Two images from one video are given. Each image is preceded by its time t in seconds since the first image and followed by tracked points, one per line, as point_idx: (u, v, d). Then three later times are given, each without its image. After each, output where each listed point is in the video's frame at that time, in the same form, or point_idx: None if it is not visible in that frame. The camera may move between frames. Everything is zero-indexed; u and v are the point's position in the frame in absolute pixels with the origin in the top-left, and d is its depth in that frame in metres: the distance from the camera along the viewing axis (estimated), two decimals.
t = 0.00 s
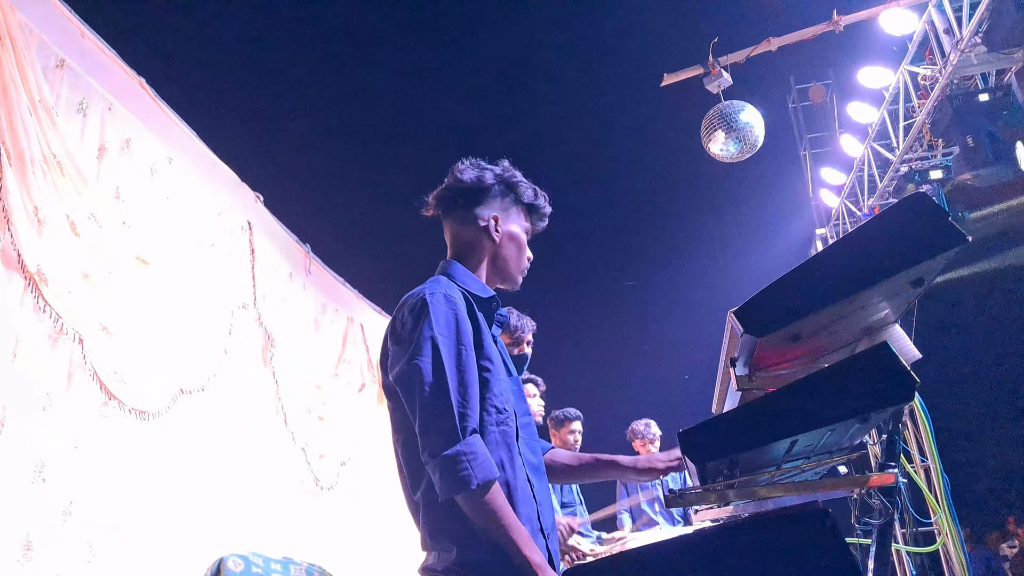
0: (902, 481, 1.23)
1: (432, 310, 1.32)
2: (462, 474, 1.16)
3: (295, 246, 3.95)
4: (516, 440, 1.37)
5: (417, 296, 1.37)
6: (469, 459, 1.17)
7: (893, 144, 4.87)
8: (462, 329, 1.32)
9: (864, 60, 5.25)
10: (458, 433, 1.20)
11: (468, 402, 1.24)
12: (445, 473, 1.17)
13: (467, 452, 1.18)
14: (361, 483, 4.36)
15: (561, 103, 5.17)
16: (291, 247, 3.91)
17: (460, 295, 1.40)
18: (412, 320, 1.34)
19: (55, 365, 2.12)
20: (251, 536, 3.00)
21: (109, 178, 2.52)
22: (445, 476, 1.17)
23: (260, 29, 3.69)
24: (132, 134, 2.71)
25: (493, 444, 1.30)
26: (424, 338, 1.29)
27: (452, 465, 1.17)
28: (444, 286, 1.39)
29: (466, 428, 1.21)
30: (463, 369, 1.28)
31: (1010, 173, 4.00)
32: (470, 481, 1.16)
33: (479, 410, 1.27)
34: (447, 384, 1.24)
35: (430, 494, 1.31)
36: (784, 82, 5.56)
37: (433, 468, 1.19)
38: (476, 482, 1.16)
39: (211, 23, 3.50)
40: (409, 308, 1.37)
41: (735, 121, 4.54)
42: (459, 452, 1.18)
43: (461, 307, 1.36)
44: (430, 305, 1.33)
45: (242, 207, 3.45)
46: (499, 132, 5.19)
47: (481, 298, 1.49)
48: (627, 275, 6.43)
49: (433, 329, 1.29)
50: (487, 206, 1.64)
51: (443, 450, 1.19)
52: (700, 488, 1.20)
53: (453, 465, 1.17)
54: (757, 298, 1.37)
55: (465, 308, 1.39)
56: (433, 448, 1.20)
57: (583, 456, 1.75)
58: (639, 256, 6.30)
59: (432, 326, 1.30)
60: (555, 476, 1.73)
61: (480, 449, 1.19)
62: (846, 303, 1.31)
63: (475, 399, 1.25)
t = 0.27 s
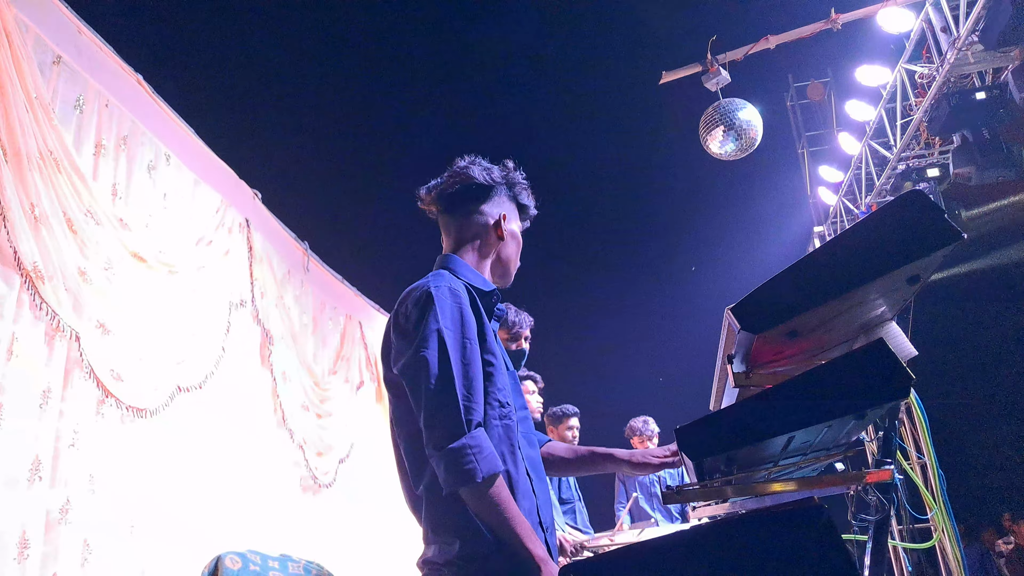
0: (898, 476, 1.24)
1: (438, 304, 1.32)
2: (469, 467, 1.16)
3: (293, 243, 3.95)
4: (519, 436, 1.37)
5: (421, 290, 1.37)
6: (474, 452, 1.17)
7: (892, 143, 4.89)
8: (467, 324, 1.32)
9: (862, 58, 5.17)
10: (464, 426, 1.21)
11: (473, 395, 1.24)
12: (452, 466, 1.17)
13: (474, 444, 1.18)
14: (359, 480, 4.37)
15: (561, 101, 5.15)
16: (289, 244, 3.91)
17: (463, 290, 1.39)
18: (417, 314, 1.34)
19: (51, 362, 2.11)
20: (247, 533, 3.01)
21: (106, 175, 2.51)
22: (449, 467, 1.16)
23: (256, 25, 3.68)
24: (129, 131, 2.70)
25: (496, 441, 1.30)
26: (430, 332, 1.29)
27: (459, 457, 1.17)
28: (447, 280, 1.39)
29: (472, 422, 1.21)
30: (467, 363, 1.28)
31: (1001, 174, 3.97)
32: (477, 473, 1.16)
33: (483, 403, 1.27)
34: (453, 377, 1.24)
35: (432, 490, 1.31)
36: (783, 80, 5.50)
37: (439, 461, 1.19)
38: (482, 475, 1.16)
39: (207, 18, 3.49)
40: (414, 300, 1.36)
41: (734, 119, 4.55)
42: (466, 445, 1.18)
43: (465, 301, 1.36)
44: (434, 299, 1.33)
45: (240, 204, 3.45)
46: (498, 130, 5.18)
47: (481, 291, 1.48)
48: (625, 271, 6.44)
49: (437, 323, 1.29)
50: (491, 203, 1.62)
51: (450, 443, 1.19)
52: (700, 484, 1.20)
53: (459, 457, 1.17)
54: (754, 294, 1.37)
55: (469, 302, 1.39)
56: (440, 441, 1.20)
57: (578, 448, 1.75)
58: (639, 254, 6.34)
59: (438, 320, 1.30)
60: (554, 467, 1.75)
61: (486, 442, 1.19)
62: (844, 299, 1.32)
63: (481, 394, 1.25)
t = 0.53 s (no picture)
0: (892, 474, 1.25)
1: (432, 300, 1.32)
2: (459, 464, 1.16)
3: (288, 239, 3.94)
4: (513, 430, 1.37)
5: (417, 286, 1.37)
6: (463, 447, 1.18)
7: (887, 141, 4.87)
8: (462, 321, 1.32)
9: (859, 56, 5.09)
10: (451, 421, 1.20)
11: (464, 391, 1.24)
12: (439, 464, 1.17)
13: (462, 439, 1.18)
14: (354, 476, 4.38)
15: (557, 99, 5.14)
16: (284, 240, 3.90)
17: (460, 288, 1.39)
18: (412, 309, 1.33)
19: (44, 359, 2.10)
20: (240, 529, 3.01)
21: (100, 170, 2.50)
22: (438, 463, 1.17)
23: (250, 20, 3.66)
24: (122, 126, 2.69)
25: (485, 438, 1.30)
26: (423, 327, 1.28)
27: (445, 454, 1.18)
28: (444, 277, 1.38)
29: (460, 417, 1.21)
30: (460, 359, 1.27)
31: (993, 176, 4.01)
32: (466, 469, 1.16)
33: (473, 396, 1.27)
34: (444, 373, 1.23)
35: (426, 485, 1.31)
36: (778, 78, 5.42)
37: (429, 460, 1.19)
38: (471, 471, 1.17)
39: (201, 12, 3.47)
40: (410, 297, 1.36)
41: (730, 117, 4.55)
42: (454, 441, 1.18)
43: (460, 298, 1.36)
44: (429, 296, 1.32)
45: (235, 200, 3.44)
46: (494, 126, 5.17)
47: (478, 288, 1.48)
48: (621, 269, 6.45)
49: (431, 317, 1.29)
50: (490, 199, 1.62)
51: (439, 439, 1.19)
52: (695, 479, 1.21)
53: (449, 454, 1.17)
54: (749, 291, 1.37)
55: (466, 299, 1.39)
56: (430, 437, 1.20)
57: (580, 438, 1.75)
58: (635, 252, 6.36)
59: (432, 317, 1.29)
60: (552, 458, 1.75)
61: (474, 436, 1.19)
62: (840, 297, 1.32)
63: (471, 389, 1.25)
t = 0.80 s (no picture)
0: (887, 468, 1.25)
1: (420, 296, 1.31)
2: (455, 448, 1.15)
3: (283, 234, 3.93)
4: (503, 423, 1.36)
5: (404, 282, 1.36)
6: (455, 431, 1.16)
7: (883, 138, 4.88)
8: (447, 313, 1.30)
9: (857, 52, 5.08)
10: (436, 415, 1.17)
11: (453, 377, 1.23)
12: (436, 451, 1.16)
13: (452, 426, 1.17)
14: (348, 470, 4.38)
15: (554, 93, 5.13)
16: (279, 234, 3.89)
17: (449, 285, 1.37)
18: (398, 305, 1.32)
19: (36, 352, 2.09)
20: (233, 522, 3.01)
21: (94, 163, 2.48)
22: (434, 454, 1.16)
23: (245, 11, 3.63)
24: (116, 118, 2.67)
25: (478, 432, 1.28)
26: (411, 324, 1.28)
27: (441, 440, 1.16)
28: (432, 273, 1.37)
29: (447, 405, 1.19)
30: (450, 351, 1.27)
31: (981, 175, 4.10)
32: (465, 453, 1.16)
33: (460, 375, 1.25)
34: (428, 366, 1.22)
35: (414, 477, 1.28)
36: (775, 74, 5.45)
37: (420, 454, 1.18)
38: (469, 451, 1.16)
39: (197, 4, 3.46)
40: (397, 294, 1.35)
41: (726, 113, 4.55)
42: (445, 431, 1.16)
43: (448, 294, 1.34)
44: (416, 292, 1.31)
45: (230, 193, 3.42)
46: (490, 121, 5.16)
47: (470, 288, 1.47)
48: (616, 265, 6.46)
49: (418, 316, 1.28)
50: (488, 198, 1.61)
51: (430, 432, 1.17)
52: (688, 476, 1.21)
53: (442, 443, 1.16)
54: (745, 287, 1.37)
55: (455, 297, 1.39)
56: (418, 432, 1.18)
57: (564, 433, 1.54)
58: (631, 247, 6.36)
59: (421, 315, 1.28)
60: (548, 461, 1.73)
61: (464, 418, 1.18)
62: (837, 292, 1.32)
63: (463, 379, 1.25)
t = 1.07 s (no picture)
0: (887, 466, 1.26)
1: (415, 288, 1.32)
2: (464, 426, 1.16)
3: (284, 229, 3.93)
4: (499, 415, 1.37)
5: (400, 278, 1.37)
6: (462, 411, 1.17)
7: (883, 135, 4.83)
8: (442, 304, 1.30)
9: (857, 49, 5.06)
10: (437, 399, 1.17)
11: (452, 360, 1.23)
12: (447, 433, 1.16)
13: (456, 407, 1.17)
14: (348, 465, 4.39)
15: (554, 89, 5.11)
16: (280, 230, 3.89)
17: (442, 279, 1.37)
18: (393, 301, 1.33)
19: (37, 347, 2.09)
20: (234, 517, 3.02)
21: (95, 158, 2.48)
22: (447, 436, 1.16)
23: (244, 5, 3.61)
24: (117, 113, 2.66)
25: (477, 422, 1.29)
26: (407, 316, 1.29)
27: (449, 420, 1.17)
28: (426, 268, 1.38)
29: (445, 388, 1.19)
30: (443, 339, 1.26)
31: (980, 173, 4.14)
32: (474, 429, 1.17)
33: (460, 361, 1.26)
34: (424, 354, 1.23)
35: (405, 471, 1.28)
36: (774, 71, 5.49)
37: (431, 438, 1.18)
38: (478, 429, 1.17)
39: None
40: (391, 290, 1.36)
41: (727, 110, 4.55)
42: (451, 412, 1.17)
43: (443, 287, 1.35)
44: (406, 288, 1.32)
45: (230, 188, 3.42)
46: (491, 116, 5.15)
47: (469, 283, 1.50)
48: (617, 261, 6.46)
49: (410, 310, 1.29)
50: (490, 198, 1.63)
51: (436, 414, 1.17)
52: (689, 471, 1.21)
53: (449, 425, 1.17)
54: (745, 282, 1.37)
55: (449, 291, 1.38)
56: (422, 417, 1.19)
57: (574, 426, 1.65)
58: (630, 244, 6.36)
59: (413, 308, 1.29)
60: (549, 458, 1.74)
61: (469, 397, 1.19)
62: (838, 287, 1.33)
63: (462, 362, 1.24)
